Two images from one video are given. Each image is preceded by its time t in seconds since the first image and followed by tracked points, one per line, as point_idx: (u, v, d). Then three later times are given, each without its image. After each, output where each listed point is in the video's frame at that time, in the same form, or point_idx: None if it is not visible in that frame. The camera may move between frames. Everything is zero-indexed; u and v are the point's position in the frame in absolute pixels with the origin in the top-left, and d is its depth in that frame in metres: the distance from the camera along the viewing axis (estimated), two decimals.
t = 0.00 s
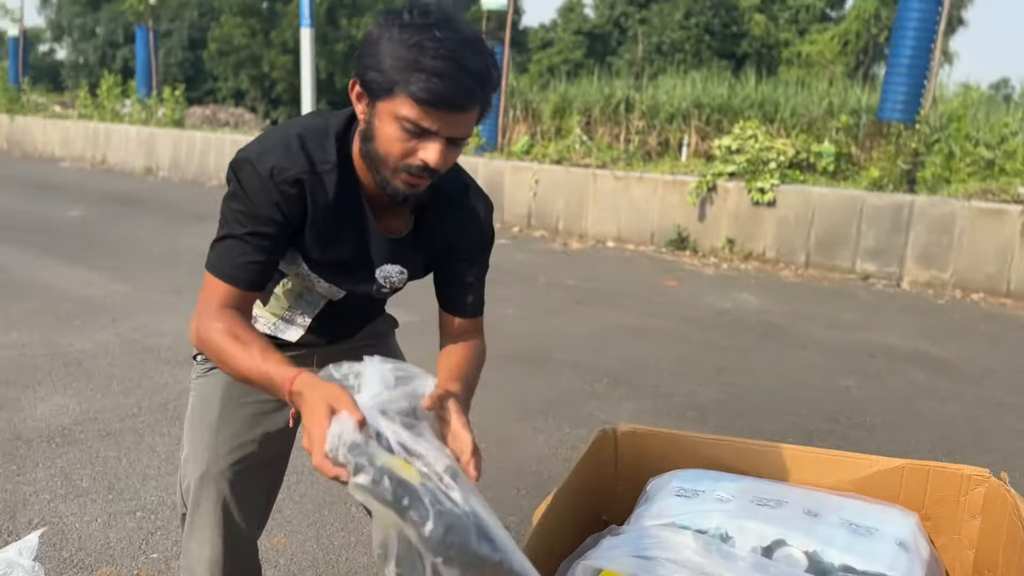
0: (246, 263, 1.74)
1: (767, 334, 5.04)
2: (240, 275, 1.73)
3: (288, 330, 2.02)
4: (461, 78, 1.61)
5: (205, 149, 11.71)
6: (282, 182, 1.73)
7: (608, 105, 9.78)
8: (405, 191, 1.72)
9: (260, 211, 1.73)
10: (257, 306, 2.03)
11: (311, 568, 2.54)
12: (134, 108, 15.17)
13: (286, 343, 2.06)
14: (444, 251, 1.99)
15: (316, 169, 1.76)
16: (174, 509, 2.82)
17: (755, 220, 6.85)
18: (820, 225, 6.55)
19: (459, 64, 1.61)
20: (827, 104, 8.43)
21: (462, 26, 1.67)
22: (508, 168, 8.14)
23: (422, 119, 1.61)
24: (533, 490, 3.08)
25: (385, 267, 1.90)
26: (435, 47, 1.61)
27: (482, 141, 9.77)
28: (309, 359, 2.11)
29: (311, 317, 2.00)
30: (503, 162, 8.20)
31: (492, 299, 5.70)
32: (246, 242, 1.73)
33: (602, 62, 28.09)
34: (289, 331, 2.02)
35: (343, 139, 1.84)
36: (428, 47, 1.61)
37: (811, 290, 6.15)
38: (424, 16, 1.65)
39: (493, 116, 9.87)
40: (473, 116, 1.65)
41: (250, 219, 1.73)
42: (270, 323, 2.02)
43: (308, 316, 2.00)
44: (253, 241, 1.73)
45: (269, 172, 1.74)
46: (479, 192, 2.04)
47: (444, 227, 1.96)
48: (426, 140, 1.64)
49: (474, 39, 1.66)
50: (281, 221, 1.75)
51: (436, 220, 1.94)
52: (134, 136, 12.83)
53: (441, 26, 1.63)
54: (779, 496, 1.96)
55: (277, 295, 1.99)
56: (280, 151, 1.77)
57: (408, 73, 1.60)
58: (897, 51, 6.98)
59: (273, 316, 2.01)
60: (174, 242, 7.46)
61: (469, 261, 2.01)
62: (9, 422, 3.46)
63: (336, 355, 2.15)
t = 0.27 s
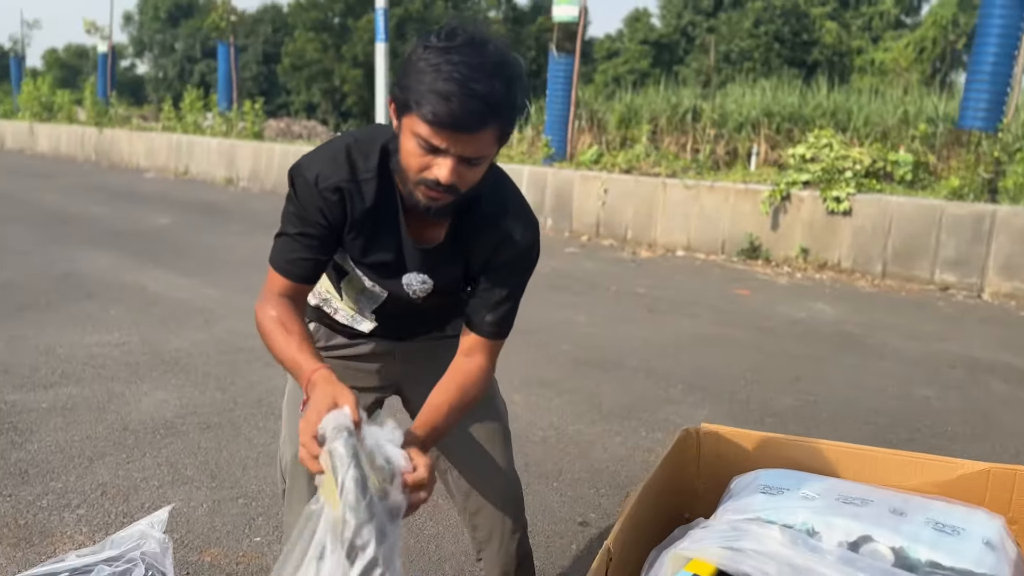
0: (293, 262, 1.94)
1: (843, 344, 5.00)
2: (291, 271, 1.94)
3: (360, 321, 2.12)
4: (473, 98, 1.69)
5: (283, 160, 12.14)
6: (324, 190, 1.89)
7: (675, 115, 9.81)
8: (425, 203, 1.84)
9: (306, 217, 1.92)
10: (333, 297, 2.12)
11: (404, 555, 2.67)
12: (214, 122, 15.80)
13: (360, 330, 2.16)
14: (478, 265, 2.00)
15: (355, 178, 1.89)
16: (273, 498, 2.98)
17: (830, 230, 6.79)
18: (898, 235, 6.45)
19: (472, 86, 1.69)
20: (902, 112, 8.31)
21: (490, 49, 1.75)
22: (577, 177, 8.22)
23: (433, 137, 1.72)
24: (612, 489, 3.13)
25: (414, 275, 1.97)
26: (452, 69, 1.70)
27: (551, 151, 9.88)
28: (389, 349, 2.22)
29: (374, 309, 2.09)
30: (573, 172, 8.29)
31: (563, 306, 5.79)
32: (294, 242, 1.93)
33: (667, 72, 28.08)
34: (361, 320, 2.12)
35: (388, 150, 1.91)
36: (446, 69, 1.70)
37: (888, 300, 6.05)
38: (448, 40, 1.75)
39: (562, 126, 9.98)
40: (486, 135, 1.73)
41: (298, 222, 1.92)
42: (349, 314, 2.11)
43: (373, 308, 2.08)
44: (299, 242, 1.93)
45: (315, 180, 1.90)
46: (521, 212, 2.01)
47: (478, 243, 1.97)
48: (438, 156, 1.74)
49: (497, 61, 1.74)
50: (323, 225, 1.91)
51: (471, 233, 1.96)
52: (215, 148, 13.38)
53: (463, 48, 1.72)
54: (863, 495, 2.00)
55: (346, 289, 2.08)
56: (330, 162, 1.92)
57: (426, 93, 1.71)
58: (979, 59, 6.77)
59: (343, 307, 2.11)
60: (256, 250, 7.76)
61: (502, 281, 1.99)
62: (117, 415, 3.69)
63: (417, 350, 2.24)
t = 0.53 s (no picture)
0: (348, 218, 2.02)
1: (906, 343, 4.97)
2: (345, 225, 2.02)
3: (422, 296, 2.17)
4: (502, 83, 1.71)
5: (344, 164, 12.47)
6: (378, 154, 1.97)
7: (731, 118, 9.79)
8: (464, 182, 1.88)
9: (362, 178, 1.99)
10: (400, 273, 2.16)
11: (478, 531, 2.80)
12: (276, 128, 16.27)
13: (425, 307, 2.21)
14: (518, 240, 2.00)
15: (408, 149, 1.96)
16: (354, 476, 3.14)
17: (893, 232, 6.73)
18: (962, 236, 6.38)
19: (501, 72, 1.71)
20: (967, 115, 8.19)
21: (525, 38, 1.77)
22: (635, 179, 8.28)
23: (467, 119, 1.76)
24: (676, 476, 3.22)
25: (457, 249, 2.01)
26: (485, 56, 1.73)
27: (607, 154, 9.96)
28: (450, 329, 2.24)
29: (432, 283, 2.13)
30: (630, 174, 8.35)
31: (622, 305, 5.87)
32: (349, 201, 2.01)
33: (723, 75, 27.86)
34: (425, 296, 2.17)
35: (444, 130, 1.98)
36: (479, 55, 1.73)
37: (953, 302, 5.99)
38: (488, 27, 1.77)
39: (618, 130, 10.04)
40: (516, 120, 1.74)
41: (354, 180, 2.00)
42: (413, 291, 2.16)
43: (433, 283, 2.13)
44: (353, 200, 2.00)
45: (371, 145, 1.99)
46: (563, 194, 2.00)
47: (520, 219, 1.97)
48: (472, 138, 1.78)
49: (530, 48, 1.75)
50: (376, 187, 1.99)
51: (515, 211, 1.95)
52: (279, 153, 13.80)
53: (498, 37, 1.75)
54: (930, 476, 2.07)
55: (408, 264, 2.12)
56: (390, 133, 2.00)
57: (461, 77, 1.75)
58: None
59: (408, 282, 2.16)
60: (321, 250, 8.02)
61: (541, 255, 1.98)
62: (202, 399, 3.90)
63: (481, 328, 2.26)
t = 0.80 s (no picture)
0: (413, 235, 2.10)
1: (935, 344, 5.02)
2: (416, 245, 2.10)
3: (460, 287, 2.31)
4: (531, 114, 1.79)
5: (380, 165, 12.70)
6: (437, 173, 2.07)
7: (766, 120, 9.81)
8: (502, 195, 2.01)
9: (422, 194, 2.10)
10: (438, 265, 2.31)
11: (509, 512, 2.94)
12: (315, 129, 16.59)
13: (462, 296, 2.34)
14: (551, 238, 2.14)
15: (459, 164, 2.07)
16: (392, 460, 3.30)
17: (925, 234, 6.74)
18: (996, 238, 6.37)
19: (528, 105, 1.79)
20: (1007, 117, 8.15)
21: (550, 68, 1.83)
22: (667, 180, 8.37)
23: (500, 144, 1.86)
24: (700, 465, 3.34)
25: (495, 250, 2.17)
26: (513, 89, 1.80)
27: (639, 155, 10.04)
28: (487, 316, 2.38)
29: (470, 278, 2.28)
30: (662, 175, 8.44)
31: (652, 303, 5.97)
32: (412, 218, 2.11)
33: (758, 76, 27.65)
34: (462, 287, 2.31)
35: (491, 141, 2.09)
36: (508, 88, 1.81)
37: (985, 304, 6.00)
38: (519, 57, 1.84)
39: (651, 131, 10.10)
40: (546, 143, 1.84)
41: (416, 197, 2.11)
42: (451, 282, 2.30)
43: (471, 278, 2.27)
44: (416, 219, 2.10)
45: (429, 164, 2.10)
46: (590, 192, 2.12)
47: (551, 221, 2.11)
48: (506, 159, 1.89)
49: (555, 79, 1.82)
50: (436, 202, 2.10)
51: (546, 215, 2.10)
52: (317, 154, 14.09)
53: (526, 69, 1.81)
54: (940, 464, 2.18)
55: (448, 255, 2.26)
56: (443, 149, 2.10)
57: (492, 108, 1.83)
58: None
59: (448, 272, 2.29)
60: (358, 248, 8.23)
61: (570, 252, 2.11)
62: (249, 387, 4.10)
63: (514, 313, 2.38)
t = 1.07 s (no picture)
0: (439, 275, 2.04)
1: (934, 345, 5.13)
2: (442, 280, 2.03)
3: (481, 285, 2.34)
4: (536, 175, 1.81)
5: (396, 167, 12.90)
6: (455, 218, 2.02)
7: (779, 125, 9.93)
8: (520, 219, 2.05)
9: (440, 237, 2.04)
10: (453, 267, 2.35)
11: (513, 494, 3.10)
12: (333, 131, 16.81)
13: (479, 291, 2.37)
14: (579, 230, 2.20)
15: (475, 204, 2.03)
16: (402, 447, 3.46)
17: (929, 238, 6.83)
18: (999, 243, 6.45)
19: (533, 166, 1.80)
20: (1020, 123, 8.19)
21: (553, 125, 1.83)
22: (676, 184, 8.50)
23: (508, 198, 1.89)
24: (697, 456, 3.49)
25: (538, 258, 2.22)
26: (517, 152, 1.80)
27: (651, 159, 10.18)
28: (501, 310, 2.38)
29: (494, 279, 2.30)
30: (672, 179, 8.58)
31: (658, 303, 6.12)
32: (438, 261, 2.04)
33: (773, 80, 27.67)
34: (483, 284, 2.33)
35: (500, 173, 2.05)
36: (511, 151, 1.81)
37: (987, 307, 6.09)
38: (519, 116, 1.82)
39: (662, 134, 10.24)
40: (552, 195, 1.87)
41: (437, 239, 2.04)
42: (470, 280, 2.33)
43: (494, 281, 2.30)
44: (439, 263, 2.04)
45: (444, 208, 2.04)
46: (601, 171, 2.16)
47: (578, 215, 2.16)
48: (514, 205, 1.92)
49: (558, 139, 1.81)
50: (458, 244, 2.04)
51: (572, 214, 2.15)
52: (334, 156, 14.31)
53: (529, 130, 1.80)
54: (916, 450, 2.31)
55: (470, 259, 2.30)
56: (455, 188, 2.05)
57: (499, 166, 1.84)
58: None
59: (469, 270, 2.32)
60: (373, 248, 8.42)
61: (603, 244, 2.22)
62: (266, 379, 4.28)
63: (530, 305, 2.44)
